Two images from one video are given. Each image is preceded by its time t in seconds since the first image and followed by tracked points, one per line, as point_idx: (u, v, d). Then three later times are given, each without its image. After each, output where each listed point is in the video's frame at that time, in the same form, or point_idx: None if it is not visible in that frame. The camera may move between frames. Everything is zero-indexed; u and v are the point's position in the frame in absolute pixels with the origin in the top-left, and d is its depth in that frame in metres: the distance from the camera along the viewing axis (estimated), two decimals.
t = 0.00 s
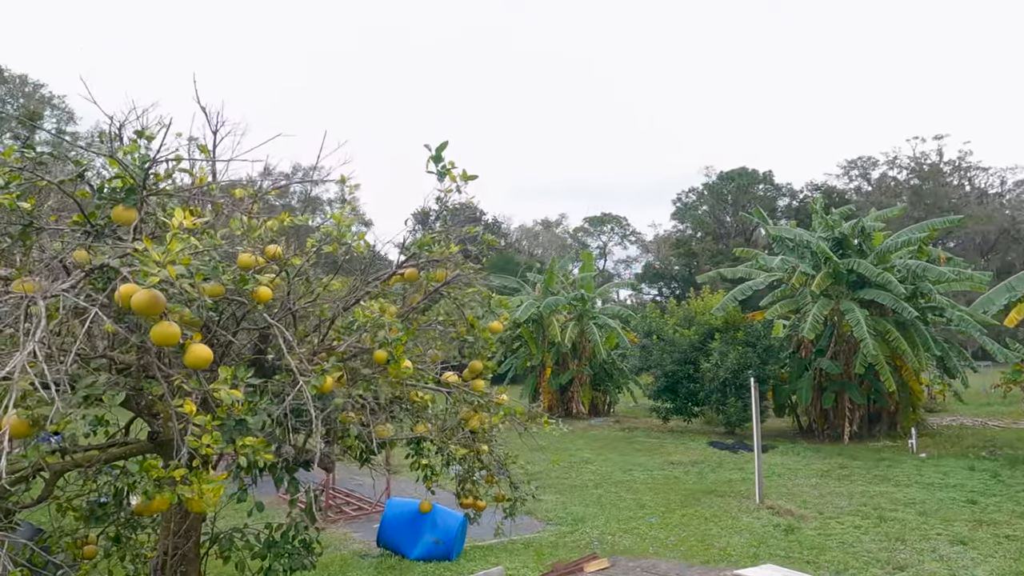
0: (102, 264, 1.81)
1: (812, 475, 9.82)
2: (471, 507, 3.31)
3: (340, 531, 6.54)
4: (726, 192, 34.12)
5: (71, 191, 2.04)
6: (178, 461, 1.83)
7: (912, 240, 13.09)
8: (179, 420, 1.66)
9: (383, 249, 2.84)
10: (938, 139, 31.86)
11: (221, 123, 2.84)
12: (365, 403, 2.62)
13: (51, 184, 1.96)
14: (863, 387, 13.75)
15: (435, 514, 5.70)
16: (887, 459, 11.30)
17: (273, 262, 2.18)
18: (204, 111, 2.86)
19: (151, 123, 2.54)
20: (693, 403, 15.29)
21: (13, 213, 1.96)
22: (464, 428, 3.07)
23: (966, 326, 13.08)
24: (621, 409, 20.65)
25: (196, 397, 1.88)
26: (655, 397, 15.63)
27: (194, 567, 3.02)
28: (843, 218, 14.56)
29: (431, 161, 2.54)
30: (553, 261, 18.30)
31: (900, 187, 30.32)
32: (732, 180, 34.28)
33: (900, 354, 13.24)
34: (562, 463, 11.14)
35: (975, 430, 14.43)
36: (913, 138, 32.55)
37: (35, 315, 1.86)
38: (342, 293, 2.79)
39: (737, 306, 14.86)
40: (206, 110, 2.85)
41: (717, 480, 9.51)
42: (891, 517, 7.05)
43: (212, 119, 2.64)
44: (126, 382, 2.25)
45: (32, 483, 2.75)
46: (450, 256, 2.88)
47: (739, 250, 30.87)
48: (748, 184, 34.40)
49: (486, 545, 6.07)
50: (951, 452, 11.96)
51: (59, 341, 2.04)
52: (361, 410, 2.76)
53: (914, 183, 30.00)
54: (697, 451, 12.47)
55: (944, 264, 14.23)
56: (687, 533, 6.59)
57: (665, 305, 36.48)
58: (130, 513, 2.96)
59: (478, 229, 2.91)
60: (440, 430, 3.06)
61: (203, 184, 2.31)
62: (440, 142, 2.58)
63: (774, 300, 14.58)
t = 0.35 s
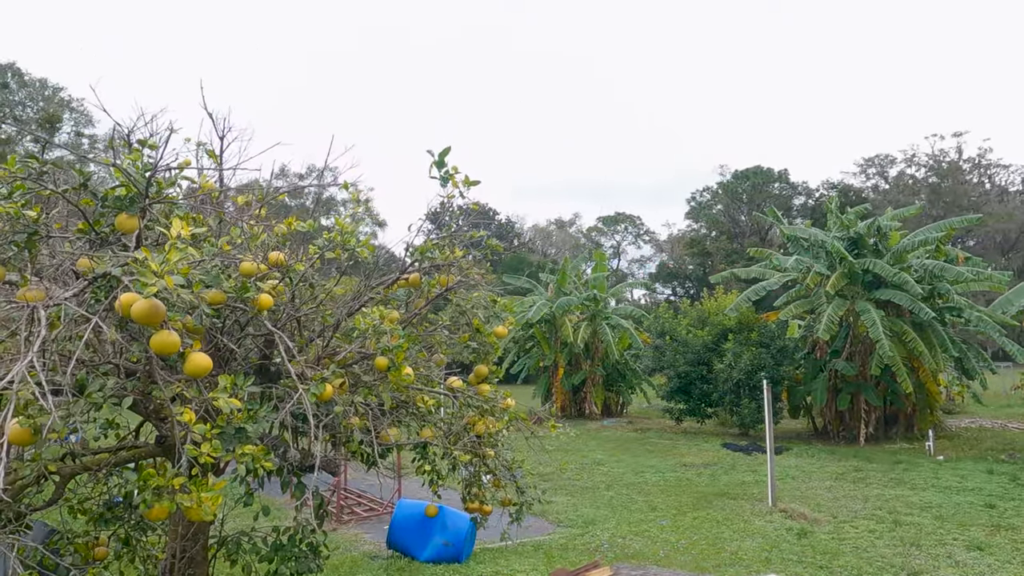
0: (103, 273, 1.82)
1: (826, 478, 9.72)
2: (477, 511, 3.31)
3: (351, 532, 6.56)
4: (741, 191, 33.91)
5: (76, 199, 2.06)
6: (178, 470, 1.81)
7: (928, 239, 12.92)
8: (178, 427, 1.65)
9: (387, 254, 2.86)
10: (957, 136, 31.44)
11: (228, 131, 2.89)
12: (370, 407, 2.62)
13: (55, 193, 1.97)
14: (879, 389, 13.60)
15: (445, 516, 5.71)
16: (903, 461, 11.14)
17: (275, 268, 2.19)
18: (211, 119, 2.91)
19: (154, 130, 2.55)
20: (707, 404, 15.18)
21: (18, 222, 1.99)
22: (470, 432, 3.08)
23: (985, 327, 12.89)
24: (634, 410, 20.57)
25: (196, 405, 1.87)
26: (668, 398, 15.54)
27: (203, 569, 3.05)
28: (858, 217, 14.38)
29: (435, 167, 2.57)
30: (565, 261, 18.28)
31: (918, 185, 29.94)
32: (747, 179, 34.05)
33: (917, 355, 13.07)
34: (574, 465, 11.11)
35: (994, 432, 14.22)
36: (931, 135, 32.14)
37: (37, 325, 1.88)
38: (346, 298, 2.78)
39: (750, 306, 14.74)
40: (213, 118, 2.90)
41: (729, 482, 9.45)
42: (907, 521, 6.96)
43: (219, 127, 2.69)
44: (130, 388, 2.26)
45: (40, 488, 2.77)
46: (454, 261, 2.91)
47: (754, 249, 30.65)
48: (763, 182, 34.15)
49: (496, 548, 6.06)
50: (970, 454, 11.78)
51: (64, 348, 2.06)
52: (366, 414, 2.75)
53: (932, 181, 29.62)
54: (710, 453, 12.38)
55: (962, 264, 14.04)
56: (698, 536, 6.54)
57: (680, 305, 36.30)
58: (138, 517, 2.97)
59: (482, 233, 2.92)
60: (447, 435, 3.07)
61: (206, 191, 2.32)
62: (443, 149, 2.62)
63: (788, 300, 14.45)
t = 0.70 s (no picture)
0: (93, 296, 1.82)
1: (839, 483, 9.61)
2: (478, 523, 3.29)
3: (358, 537, 6.57)
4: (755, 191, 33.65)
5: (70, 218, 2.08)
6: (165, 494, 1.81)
7: (944, 241, 12.73)
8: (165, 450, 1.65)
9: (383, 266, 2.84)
10: (975, 135, 31.00)
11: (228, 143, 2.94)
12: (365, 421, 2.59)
13: (47, 213, 1.98)
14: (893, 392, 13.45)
15: (451, 522, 5.70)
16: (917, 467, 10.99)
17: (266, 286, 2.19)
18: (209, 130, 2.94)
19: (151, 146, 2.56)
20: (718, 407, 15.07)
21: (11, 240, 1.99)
22: (470, 444, 3.05)
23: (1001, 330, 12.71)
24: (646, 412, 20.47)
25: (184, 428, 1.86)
26: (679, 401, 15.44)
27: None
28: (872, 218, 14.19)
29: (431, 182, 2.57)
30: (575, 263, 18.23)
31: (936, 183, 29.55)
32: (761, 178, 33.79)
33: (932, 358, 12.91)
34: (584, 469, 11.07)
35: (1012, 437, 14.00)
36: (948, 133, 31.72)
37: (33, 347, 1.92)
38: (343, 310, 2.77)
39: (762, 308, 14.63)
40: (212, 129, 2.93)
41: (740, 488, 9.36)
42: (919, 529, 6.86)
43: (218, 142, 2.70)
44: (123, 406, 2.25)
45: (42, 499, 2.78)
46: (451, 274, 2.90)
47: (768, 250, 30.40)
48: (777, 182, 33.87)
49: (502, 555, 6.04)
50: (986, 460, 11.60)
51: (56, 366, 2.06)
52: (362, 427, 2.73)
53: (950, 180, 29.23)
54: (721, 457, 12.29)
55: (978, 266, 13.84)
56: (707, 544, 6.48)
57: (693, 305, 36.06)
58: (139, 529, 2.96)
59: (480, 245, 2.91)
60: (448, 446, 3.04)
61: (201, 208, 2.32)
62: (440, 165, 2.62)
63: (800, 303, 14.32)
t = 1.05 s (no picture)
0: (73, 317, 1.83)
1: (853, 490, 9.47)
2: (475, 537, 3.27)
3: (364, 543, 6.58)
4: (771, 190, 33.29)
5: (57, 239, 2.09)
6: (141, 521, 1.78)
7: (962, 243, 12.50)
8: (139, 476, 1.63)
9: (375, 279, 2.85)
10: (998, 132, 30.42)
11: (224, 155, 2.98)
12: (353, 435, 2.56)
13: (33, 234, 2.00)
14: (909, 397, 13.25)
15: (457, 530, 5.66)
16: (934, 473, 10.81)
17: (253, 303, 2.19)
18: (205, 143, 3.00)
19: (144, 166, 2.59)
20: (732, 411, 14.93)
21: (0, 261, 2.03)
22: (465, 458, 3.02)
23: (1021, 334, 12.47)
24: (659, 415, 20.34)
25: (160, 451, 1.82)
26: (692, 405, 15.32)
27: None
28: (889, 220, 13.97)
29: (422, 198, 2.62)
30: (588, 266, 18.16)
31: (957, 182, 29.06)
32: (777, 178, 33.44)
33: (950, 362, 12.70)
34: (594, 474, 11.02)
35: None
36: (969, 131, 31.22)
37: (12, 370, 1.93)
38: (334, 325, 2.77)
39: (776, 311, 14.48)
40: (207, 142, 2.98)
41: (751, 494, 9.25)
42: (933, 539, 6.74)
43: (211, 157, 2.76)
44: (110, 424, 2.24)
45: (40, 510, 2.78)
46: (444, 287, 2.90)
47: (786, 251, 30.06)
48: (794, 181, 33.51)
49: (507, 563, 6.01)
50: (1005, 466, 11.38)
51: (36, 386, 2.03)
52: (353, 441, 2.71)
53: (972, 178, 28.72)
54: (734, 462, 12.17)
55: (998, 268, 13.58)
56: (716, 553, 6.41)
57: (708, 306, 35.81)
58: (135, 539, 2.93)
59: (472, 260, 2.93)
60: (444, 460, 3.02)
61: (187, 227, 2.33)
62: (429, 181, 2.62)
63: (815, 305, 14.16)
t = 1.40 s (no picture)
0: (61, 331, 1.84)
1: (869, 494, 9.33)
2: (473, 544, 3.27)
3: (373, 545, 6.61)
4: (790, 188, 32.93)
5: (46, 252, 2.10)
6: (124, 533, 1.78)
7: (983, 242, 12.27)
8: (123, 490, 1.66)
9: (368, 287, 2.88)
10: None
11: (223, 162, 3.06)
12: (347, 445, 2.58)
13: (22, 249, 2.02)
14: (929, 399, 13.03)
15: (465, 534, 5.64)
16: (954, 477, 10.61)
17: (244, 314, 2.21)
18: (205, 153, 3.11)
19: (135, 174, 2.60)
20: (747, 413, 14.77)
21: None
22: (462, 465, 3.03)
23: None
24: (675, 416, 20.20)
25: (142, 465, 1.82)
26: (707, 407, 15.19)
27: None
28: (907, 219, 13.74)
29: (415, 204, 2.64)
30: (602, 266, 18.09)
31: (982, 179, 28.51)
32: (796, 176, 33.08)
33: (970, 364, 12.47)
34: (607, 476, 10.97)
35: None
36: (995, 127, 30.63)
37: None
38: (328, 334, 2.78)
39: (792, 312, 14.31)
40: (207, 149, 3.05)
41: (765, 498, 9.14)
42: (950, 546, 6.61)
43: (212, 170, 2.91)
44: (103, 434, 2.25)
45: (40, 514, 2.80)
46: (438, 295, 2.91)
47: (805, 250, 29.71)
48: (814, 179, 33.11)
49: (515, 567, 6.00)
50: None
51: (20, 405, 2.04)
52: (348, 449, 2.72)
53: (997, 175, 28.17)
54: (749, 465, 12.05)
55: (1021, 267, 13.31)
56: (726, 558, 6.35)
57: (727, 306, 35.53)
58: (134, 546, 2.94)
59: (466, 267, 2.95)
60: (440, 467, 3.03)
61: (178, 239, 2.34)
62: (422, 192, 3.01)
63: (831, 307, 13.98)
